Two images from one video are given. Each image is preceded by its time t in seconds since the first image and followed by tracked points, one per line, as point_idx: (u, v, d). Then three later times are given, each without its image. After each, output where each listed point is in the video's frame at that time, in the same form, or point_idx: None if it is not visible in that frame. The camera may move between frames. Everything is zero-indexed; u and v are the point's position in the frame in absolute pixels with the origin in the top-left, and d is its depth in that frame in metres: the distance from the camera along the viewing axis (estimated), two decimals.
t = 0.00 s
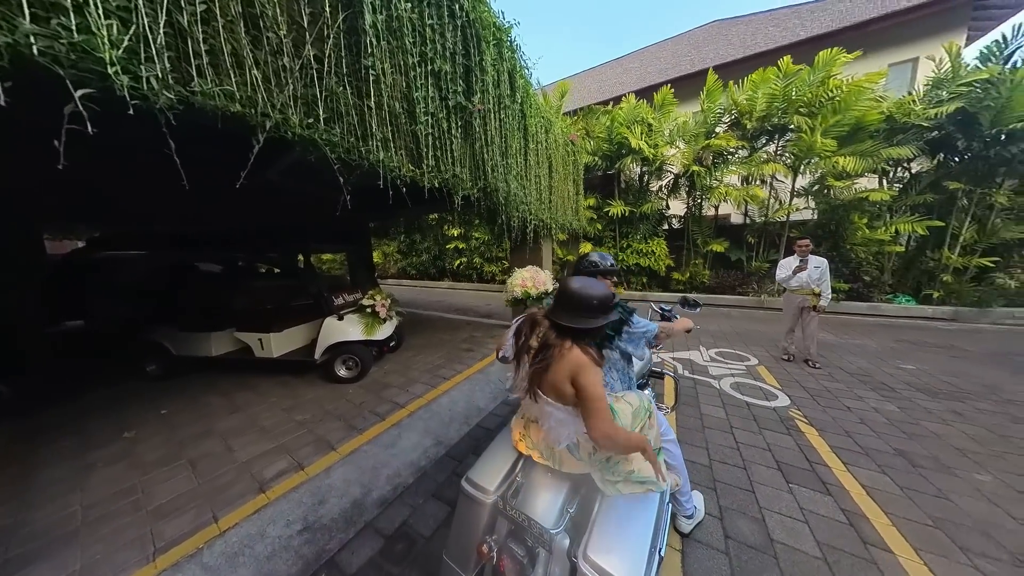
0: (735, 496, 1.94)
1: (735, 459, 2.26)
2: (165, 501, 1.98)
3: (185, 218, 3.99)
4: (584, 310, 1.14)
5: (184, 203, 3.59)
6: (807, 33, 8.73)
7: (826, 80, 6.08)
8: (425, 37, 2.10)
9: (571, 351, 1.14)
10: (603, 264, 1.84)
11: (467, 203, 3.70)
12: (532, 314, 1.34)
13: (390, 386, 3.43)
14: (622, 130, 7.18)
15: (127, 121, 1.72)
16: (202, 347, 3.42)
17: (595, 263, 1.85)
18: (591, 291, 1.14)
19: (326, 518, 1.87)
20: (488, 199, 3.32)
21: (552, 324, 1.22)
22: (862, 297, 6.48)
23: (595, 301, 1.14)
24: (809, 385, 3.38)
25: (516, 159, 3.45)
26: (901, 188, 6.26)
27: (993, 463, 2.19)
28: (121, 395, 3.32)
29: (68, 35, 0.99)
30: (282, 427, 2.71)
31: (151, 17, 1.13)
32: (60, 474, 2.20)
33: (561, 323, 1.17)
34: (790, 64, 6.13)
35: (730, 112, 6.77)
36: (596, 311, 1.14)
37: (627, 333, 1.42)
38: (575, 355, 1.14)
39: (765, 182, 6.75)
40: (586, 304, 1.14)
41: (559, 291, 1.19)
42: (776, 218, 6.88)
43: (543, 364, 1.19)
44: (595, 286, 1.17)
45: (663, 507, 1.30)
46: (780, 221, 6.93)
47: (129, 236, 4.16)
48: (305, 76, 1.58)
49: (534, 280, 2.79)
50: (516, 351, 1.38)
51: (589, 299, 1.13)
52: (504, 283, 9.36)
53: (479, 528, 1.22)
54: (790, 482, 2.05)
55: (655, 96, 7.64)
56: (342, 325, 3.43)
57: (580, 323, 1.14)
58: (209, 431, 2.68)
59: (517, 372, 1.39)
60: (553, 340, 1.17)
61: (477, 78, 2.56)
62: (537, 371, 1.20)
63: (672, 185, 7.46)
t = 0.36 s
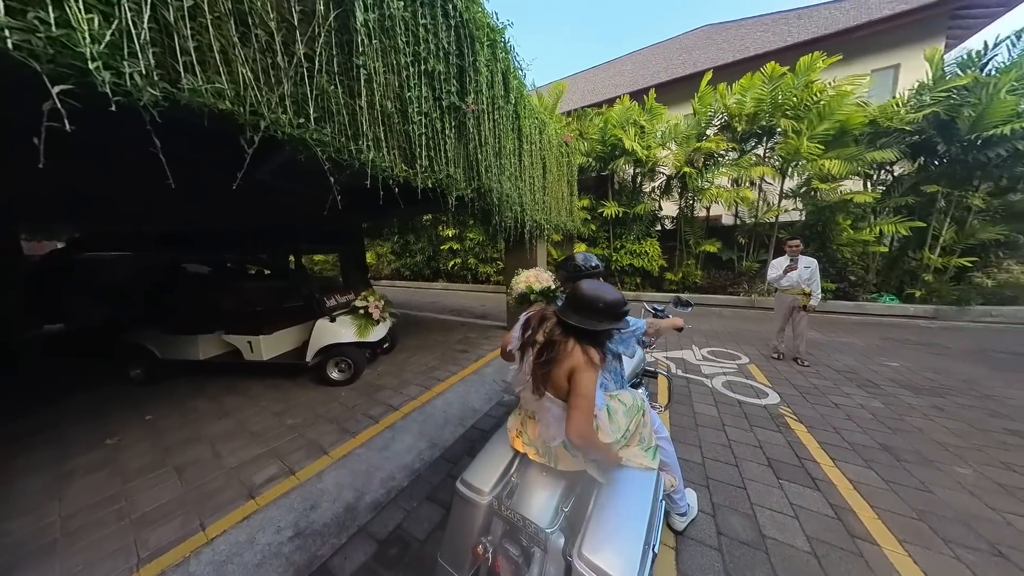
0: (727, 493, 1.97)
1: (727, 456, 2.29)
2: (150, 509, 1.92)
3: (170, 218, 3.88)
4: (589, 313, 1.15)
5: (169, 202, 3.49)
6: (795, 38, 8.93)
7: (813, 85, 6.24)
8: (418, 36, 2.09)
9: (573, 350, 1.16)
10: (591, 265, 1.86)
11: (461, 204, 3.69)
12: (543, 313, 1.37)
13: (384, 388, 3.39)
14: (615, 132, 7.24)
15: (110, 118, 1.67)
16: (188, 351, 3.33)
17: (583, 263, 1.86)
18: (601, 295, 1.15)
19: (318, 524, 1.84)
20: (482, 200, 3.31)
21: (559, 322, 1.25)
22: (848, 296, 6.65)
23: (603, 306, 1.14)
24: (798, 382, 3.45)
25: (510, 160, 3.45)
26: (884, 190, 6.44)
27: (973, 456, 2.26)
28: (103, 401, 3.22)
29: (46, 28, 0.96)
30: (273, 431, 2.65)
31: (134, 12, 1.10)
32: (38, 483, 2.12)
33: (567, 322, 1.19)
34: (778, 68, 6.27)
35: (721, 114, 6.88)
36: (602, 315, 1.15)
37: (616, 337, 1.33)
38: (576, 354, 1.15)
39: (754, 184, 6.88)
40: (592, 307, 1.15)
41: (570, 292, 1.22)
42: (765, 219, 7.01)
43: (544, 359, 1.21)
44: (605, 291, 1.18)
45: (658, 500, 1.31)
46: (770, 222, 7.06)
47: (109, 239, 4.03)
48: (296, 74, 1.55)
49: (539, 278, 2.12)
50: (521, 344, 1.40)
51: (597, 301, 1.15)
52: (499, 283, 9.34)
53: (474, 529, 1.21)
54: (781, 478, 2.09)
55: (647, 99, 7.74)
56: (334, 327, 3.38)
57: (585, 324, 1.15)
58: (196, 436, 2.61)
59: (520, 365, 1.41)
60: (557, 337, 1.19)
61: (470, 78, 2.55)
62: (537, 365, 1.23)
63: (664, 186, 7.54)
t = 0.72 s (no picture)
0: (721, 491, 1.99)
1: (721, 454, 2.32)
2: (135, 519, 1.86)
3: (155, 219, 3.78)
4: (574, 300, 1.18)
5: (155, 202, 3.41)
6: (782, 44, 9.14)
7: (801, 89, 6.39)
8: (413, 36, 2.08)
9: (561, 337, 1.17)
10: (596, 267, 1.76)
11: (456, 205, 3.68)
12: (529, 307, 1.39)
13: (378, 390, 3.36)
14: (609, 133, 7.31)
15: (94, 116, 1.62)
16: (175, 355, 3.25)
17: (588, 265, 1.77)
18: (582, 282, 1.18)
19: (311, 530, 1.80)
20: (476, 201, 3.31)
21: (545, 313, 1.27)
22: (835, 295, 6.81)
23: (587, 293, 1.17)
24: (788, 380, 3.52)
25: (505, 161, 3.45)
26: (870, 192, 6.62)
27: (956, 451, 2.33)
28: (85, 407, 3.12)
29: (26, 23, 0.93)
30: (263, 436, 2.60)
31: (119, 7, 1.07)
32: (16, 494, 2.04)
33: (553, 311, 1.21)
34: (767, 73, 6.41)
35: (712, 117, 7.00)
36: (585, 301, 1.18)
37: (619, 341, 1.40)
38: (564, 340, 1.17)
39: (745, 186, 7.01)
40: (577, 294, 1.18)
41: (552, 282, 1.24)
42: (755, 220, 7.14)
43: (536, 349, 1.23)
44: (587, 278, 1.21)
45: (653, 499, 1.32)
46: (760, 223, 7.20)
47: (90, 242, 3.90)
48: (288, 74, 1.53)
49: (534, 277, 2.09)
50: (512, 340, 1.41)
51: (579, 288, 1.18)
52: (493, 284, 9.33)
53: (471, 531, 1.20)
54: (772, 475, 2.12)
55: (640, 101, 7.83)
56: (327, 329, 3.33)
57: (570, 311, 1.18)
58: (183, 442, 2.54)
59: (513, 360, 1.42)
60: (545, 326, 1.21)
61: (465, 79, 2.55)
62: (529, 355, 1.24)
63: (657, 188, 7.64)
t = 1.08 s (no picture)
0: (713, 488, 2.02)
1: (713, 452, 2.35)
2: (117, 529, 1.80)
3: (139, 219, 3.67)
4: (563, 296, 1.18)
5: (139, 201, 3.31)
6: (770, 49, 9.33)
7: (790, 94, 6.53)
8: (406, 35, 2.06)
9: (555, 334, 1.18)
10: (590, 266, 1.81)
11: (450, 205, 3.66)
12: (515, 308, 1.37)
13: (370, 392, 3.32)
14: (603, 135, 7.36)
15: (75, 113, 1.56)
16: (159, 359, 3.16)
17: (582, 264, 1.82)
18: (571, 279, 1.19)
19: (302, 536, 1.77)
20: (471, 202, 3.29)
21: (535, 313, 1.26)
22: (823, 295, 6.98)
23: (574, 288, 1.19)
24: (778, 378, 3.59)
25: (499, 161, 3.44)
26: (855, 194, 6.81)
27: (937, 445, 2.40)
28: (64, 413, 3.01)
29: None
30: (252, 441, 2.54)
31: None
32: None
33: (543, 309, 1.21)
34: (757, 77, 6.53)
35: (704, 120, 7.11)
36: (575, 296, 1.19)
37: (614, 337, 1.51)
38: (558, 337, 1.17)
39: (736, 187, 7.13)
40: (566, 290, 1.18)
41: (540, 281, 1.23)
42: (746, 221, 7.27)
43: (530, 351, 1.22)
44: (572, 274, 1.22)
45: (645, 493, 1.33)
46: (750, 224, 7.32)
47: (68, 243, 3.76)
48: (278, 71, 1.50)
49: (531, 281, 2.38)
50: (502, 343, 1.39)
51: (568, 285, 1.18)
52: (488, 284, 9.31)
53: (464, 531, 1.18)
54: (763, 471, 2.16)
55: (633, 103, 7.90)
56: (318, 331, 3.28)
57: (561, 308, 1.18)
58: (169, 448, 2.47)
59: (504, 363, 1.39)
60: (538, 326, 1.21)
61: (459, 79, 2.53)
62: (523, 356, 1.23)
63: (650, 189, 7.72)
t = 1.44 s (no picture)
0: (707, 486, 2.04)
1: (707, 450, 2.38)
2: (99, 540, 1.74)
3: (122, 219, 3.56)
4: (559, 299, 1.17)
5: (123, 200, 3.22)
6: (759, 54, 9.54)
7: (778, 97, 6.69)
8: (400, 35, 2.05)
9: (551, 338, 1.17)
10: (581, 266, 1.79)
11: (445, 206, 3.65)
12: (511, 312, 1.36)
13: (364, 395, 3.28)
14: (597, 137, 7.43)
15: (54, 109, 1.50)
16: (144, 363, 3.06)
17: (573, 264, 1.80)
18: (567, 282, 1.19)
19: (295, 543, 1.73)
20: (466, 202, 3.28)
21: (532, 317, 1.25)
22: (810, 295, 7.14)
23: (570, 290, 1.18)
24: (769, 377, 3.65)
25: (494, 162, 3.44)
26: (841, 196, 6.99)
27: (921, 440, 2.48)
28: (43, 421, 2.90)
29: None
30: (242, 447, 2.48)
31: None
32: None
33: (540, 313, 1.20)
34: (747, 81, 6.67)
35: (696, 122, 7.22)
36: (571, 300, 1.18)
37: (610, 337, 1.50)
38: (555, 340, 1.17)
39: (727, 189, 7.26)
40: (562, 294, 1.17)
41: (536, 283, 1.23)
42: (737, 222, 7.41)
43: (525, 356, 1.21)
44: (568, 276, 1.21)
45: (641, 494, 1.33)
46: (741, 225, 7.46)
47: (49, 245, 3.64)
48: (270, 69, 1.47)
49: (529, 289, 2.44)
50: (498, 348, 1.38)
51: (564, 288, 1.18)
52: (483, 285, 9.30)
53: (461, 536, 1.18)
54: (756, 469, 2.19)
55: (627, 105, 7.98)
56: (311, 333, 3.22)
57: (557, 311, 1.18)
58: (155, 455, 2.40)
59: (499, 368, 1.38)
60: (533, 331, 1.20)
61: (454, 80, 2.52)
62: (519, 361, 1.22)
63: (643, 190, 7.82)
